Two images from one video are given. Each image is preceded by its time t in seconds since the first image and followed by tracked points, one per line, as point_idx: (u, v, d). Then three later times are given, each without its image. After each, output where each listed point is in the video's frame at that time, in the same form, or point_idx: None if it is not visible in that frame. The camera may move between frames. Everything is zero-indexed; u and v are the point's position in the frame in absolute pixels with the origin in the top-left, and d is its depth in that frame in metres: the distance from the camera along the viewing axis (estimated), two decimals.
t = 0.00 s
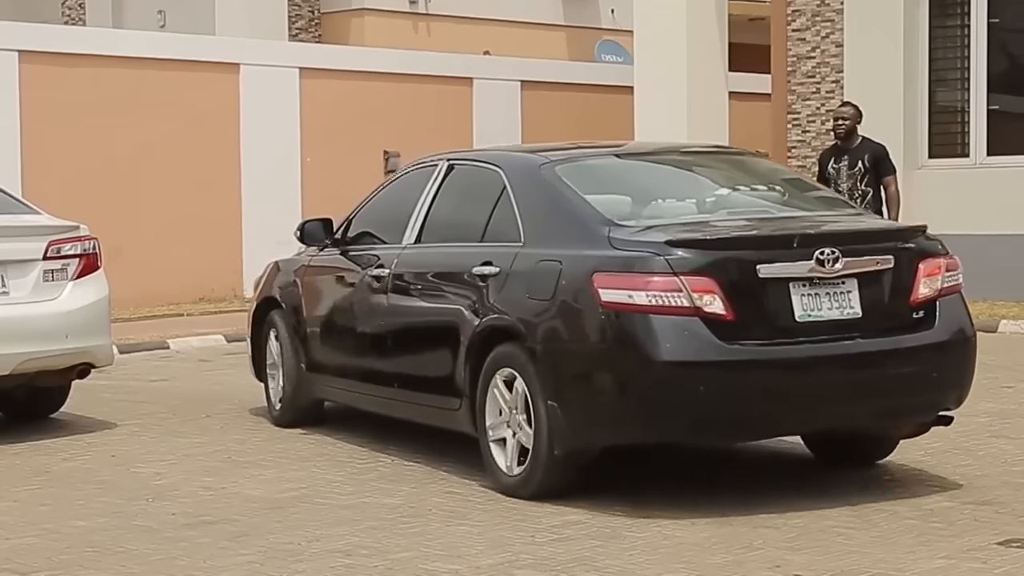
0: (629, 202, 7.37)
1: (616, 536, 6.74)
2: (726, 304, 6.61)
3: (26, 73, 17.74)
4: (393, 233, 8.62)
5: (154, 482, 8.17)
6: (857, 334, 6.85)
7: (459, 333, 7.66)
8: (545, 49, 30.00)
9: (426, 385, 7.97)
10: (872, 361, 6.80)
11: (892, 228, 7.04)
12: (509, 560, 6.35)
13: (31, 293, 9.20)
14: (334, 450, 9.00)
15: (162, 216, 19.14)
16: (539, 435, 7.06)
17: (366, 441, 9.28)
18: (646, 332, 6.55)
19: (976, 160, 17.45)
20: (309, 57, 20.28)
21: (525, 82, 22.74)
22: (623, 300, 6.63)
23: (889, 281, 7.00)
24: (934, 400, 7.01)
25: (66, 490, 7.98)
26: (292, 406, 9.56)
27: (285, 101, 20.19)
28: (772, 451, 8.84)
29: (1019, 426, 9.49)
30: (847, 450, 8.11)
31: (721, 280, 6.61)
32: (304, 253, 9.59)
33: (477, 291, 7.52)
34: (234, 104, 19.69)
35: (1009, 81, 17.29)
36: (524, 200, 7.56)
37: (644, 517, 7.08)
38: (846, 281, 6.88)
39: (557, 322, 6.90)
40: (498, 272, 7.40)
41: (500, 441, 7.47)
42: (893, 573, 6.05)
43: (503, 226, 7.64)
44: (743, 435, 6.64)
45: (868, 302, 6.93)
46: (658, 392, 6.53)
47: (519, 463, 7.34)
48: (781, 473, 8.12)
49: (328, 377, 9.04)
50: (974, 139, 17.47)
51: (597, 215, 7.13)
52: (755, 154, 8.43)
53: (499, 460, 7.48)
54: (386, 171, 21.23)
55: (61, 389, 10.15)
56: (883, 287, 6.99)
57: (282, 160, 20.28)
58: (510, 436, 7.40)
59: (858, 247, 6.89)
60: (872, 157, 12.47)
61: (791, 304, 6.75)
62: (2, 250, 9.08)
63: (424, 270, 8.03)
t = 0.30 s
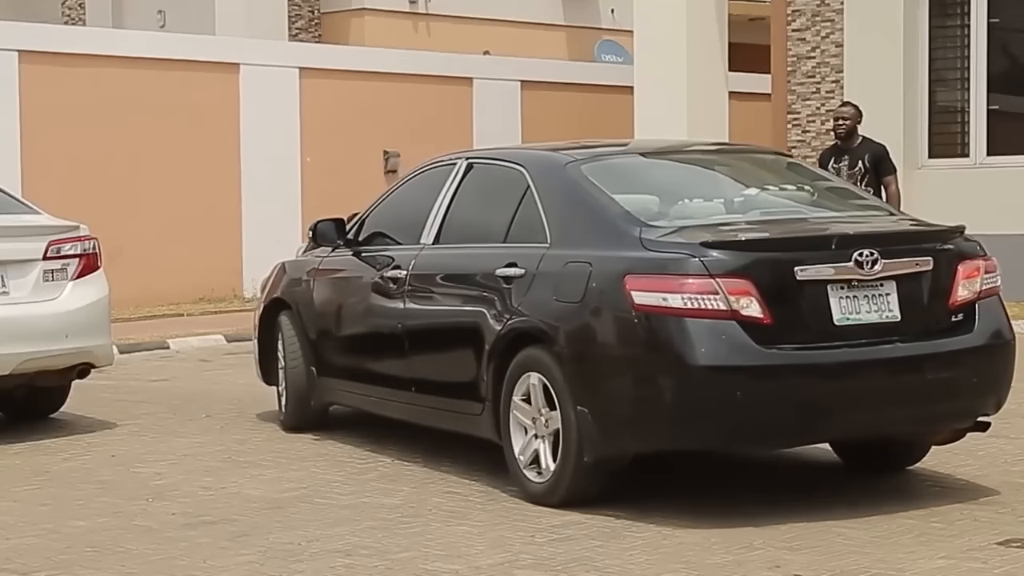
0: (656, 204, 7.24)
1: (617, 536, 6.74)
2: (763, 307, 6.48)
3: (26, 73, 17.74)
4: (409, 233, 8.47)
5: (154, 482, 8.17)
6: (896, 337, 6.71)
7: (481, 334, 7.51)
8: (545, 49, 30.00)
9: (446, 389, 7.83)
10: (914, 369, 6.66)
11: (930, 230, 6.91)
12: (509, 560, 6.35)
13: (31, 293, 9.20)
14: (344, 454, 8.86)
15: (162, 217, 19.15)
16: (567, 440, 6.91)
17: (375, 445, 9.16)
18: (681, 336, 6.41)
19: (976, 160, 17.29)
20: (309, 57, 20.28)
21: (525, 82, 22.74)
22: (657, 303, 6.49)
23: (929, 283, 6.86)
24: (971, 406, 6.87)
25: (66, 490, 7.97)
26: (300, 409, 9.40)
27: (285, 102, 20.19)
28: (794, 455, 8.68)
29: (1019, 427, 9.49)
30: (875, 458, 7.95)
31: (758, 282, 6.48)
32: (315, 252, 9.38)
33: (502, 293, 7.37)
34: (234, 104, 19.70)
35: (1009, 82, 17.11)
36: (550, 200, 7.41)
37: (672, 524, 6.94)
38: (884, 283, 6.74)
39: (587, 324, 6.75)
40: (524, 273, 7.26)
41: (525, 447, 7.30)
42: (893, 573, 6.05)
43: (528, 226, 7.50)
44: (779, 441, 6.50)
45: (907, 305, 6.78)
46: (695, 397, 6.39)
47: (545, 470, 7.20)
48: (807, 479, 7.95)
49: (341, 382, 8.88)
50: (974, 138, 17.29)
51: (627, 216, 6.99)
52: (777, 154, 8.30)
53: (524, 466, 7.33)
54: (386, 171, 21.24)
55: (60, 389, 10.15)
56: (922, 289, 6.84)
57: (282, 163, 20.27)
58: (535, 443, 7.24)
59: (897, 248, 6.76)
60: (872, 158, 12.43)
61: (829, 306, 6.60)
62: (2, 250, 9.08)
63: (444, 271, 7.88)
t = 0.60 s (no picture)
0: (673, 204, 7.22)
1: (617, 536, 6.75)
2: (787, 309, 6.45)
3: (25, 73, 17.74)
4: (418, 233, 8.45)
5: (154, 482, 8.17)
6: (921, 340, 6.69)
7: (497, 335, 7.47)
8: (545, 49, 30.01)
9: (458, 394, 7.81)
10: (942, 371, 6.65)
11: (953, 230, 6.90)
12: (509, 560, 6.35)
13: (31, 292, 9.20)
14: (348, 454, 8.86)
15: (162, 218, 19.16)
16: (586, 445, 6.90)
17: (381, 446, 9.15)
18: (705, 338, 6.39)
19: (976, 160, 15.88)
20: (309, 57, 20.27)
21: (525, 83, 22.73)
22: (681, 304, 6.48)
23: (954, 285, 6.85)
24: (994, 410, 6.86)
25: (66, 490, 7.97)
26: (304, 412, 9.38)
27: (284, 102, 20.18)
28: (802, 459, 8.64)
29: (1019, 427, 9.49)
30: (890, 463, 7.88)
31: (782, 283, 6.46)
32: (320, 253, 9.37)
33: (518, 295, 7.35)
34: (234, 104, 19.68)
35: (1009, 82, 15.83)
36: (566, 200, 7.39)
37: (688, 527, 6.93)
38: (908, 285, 6.72)
39: (606, 327, 6.74)
40: (541, 274, 7.24)
41: (539, 446, 7.28)
42: (893, 573, 6.05)
43: (544, 226, 7.47)
44: (801, 445, 6.48)
45: (932, 306, 6.76)
46: (719, 402, 6.38)
47: (562, 475, 7.18)
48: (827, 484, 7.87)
49: (347, 385, 8.87)
50: (974, 138, 15.90)
51: (645, 217, 6.98)
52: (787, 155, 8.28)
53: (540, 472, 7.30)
54: (386, 171, 21.24)
55: (61, 389, 10.17)
56: (947, 291, 6.83)
57: (282, 164, 20.27)
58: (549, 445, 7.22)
59: (921, 249, 6.75)
60: (872, 157, 12.41)
61: (854, 307, 6.58)
62: (2, 250, 9.08)
63: (457, 273, 7.85)
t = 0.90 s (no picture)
0: (687, 205, 7.21)
1: (617, 536, 6.75)
2: (811, 310, 6.45)
3: (25, 74, 17.74)
4: (427, 233, 8.43)
5: (154, 482, 8.17)
6: (945, 341, 6.69)
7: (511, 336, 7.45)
8: (545, 49, 30.01)
9: (468, 397, 7.80)
10: (965, 371, 6.65)
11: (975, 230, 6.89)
12: (509, 560, 6.35)
13: (31, 293, 9.20)
14: (350, 455, 8.86)
15: (162, 219, 19.16)
16: (604, 448, 6.88)
17: (382, 448, 9.15)
18: (729, 339, 6.39)
19: (976, 160, 15.84)
20: (309, 57, 20.27)
21: (525, 82, 22.74)
22: (703, 306, 6.47)
23: (977, 285, 6.85)
24: (1013, 413, 6.86)
25: (66, 490, 7.97)
26: (303, 416, 9.37)
27: (284, 103, 20.18)
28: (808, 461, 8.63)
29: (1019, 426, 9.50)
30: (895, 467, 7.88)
31: (806, 284, 6.45)
32: (320, 255, 9.39)
33: (534, 296, 7.33)
34: (234, 104, 19.69)
35: (1009, 82, 15.79)
36: (580, 201, 7.38)
37: (704, 528, 6.92)
38: (931, 285, 6.72)
39: (624, 329, 6.73)
40: (557, 275, 7.22)
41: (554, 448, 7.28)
42: (893, 573, 6.05)
43: (558, 228, 7.46)
44: (823, 449, 6.47)
45: (955, 307, 6.76)
46: (743, 405, 6.37)
47: (579, 479, 7.17)
48: (839, 487, 7.83)
49: (350, 388, 8.86)
50: (973, 138, 15.87)
51: (662, 217, 6.98)
52: (794, 153, 8.27)
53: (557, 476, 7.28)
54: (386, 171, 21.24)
55: (61, 390, 10.17)
56: (971, 291, 6.83)
57: (281, 163, 20.27)
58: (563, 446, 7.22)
59: (944, 250, 6.74)
60: (873, 157, 12.41)
61: (878, 308, 6.57)
62: (2, 250, 9.08)
63: (470, 274, 7.82)
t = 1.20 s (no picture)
0: (703, 206, 7.21)
1: (617, 537, 6.75)
2: (836, 313, 6.44)
3: (25, 73, 17.74)
4: (434, 234, 8.42)
5: (154, 482, 8.17)
6: (970, 343, 6.69)
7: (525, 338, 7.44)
8: (545, 50, 30.00)
9: (477, 400, 7.79)
10: (986, 374, 6.63)
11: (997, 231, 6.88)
12: (509, 560, 6.35)
13: (31, 293, 9.20)
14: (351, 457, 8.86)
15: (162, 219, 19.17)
16: (623, 452, 6.87)
17: (382, 452, 9.15)
18: (752, 341, 6.39)
19: (976, 159, 15.83)
20: (308, 57, 20.28)
21: (525, 82, 22.74)
22: (726, 308, 6.47)
23: (1001, 286, 6.84)
24: None
25: (66, 491, 7.98)
26: (302, 419, 9.35)
27: (284, 102, 20.18)
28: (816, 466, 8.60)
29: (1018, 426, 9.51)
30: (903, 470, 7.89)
31: (831, 286, 6.44)
32: (321, 255, 9.38)
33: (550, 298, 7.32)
34: (234, 104, 19.69)
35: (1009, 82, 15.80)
36: (594, 203, 7.38)
37: (718, 532, 6.91)
38: (955, 287, 6.72)
39: (644, 331, 6.73)
40: (573, 277, 7.22)
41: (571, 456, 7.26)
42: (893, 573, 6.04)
43: (572, 228, 7.46)
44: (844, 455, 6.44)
45: (979, 309, 6.75)
46: (768, 408, 6.36)
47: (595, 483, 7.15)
48: (846, 490, 7.82)
49: (352, 392, 8.85)
50: (973, 139, 15.86)
51: (679, 217, 6.99)
52: (801, 152, 8.27)
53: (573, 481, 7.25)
54: (386, 171, 21.23)
55: (61, 390, 10.17)
56: (995, 292, 6.82)
57: (281, 162, 20.27)
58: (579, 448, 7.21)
59: (968, 250, 6.74)
60: (873, 157, 12.41)
61: (903, 311, 6.57)
62: (2, 250, 9.08)
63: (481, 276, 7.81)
